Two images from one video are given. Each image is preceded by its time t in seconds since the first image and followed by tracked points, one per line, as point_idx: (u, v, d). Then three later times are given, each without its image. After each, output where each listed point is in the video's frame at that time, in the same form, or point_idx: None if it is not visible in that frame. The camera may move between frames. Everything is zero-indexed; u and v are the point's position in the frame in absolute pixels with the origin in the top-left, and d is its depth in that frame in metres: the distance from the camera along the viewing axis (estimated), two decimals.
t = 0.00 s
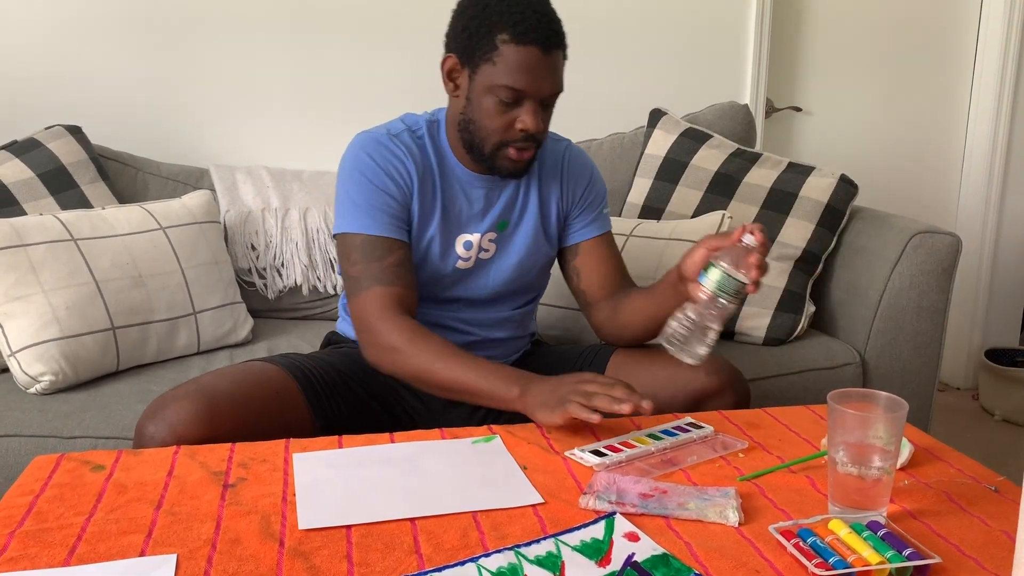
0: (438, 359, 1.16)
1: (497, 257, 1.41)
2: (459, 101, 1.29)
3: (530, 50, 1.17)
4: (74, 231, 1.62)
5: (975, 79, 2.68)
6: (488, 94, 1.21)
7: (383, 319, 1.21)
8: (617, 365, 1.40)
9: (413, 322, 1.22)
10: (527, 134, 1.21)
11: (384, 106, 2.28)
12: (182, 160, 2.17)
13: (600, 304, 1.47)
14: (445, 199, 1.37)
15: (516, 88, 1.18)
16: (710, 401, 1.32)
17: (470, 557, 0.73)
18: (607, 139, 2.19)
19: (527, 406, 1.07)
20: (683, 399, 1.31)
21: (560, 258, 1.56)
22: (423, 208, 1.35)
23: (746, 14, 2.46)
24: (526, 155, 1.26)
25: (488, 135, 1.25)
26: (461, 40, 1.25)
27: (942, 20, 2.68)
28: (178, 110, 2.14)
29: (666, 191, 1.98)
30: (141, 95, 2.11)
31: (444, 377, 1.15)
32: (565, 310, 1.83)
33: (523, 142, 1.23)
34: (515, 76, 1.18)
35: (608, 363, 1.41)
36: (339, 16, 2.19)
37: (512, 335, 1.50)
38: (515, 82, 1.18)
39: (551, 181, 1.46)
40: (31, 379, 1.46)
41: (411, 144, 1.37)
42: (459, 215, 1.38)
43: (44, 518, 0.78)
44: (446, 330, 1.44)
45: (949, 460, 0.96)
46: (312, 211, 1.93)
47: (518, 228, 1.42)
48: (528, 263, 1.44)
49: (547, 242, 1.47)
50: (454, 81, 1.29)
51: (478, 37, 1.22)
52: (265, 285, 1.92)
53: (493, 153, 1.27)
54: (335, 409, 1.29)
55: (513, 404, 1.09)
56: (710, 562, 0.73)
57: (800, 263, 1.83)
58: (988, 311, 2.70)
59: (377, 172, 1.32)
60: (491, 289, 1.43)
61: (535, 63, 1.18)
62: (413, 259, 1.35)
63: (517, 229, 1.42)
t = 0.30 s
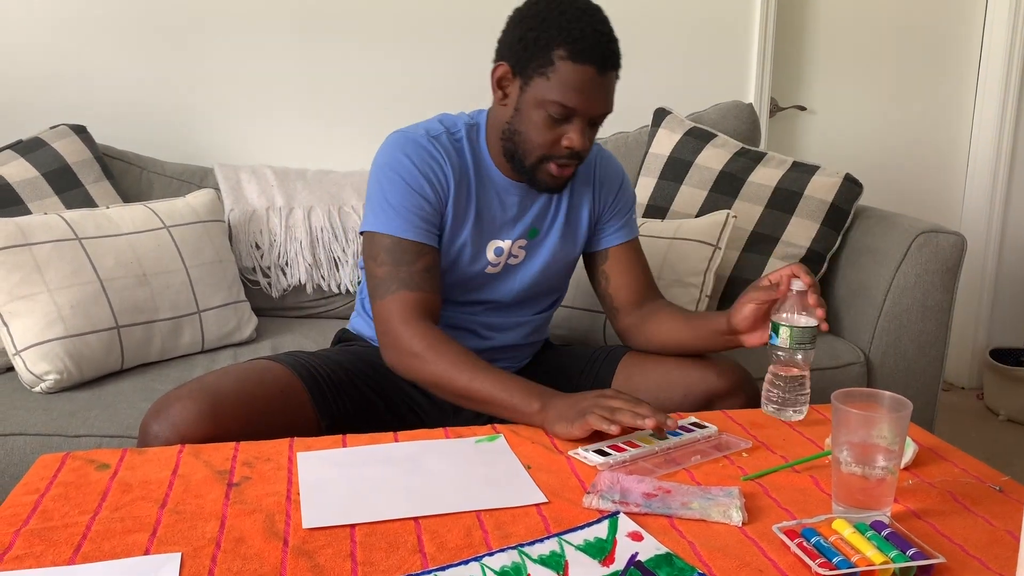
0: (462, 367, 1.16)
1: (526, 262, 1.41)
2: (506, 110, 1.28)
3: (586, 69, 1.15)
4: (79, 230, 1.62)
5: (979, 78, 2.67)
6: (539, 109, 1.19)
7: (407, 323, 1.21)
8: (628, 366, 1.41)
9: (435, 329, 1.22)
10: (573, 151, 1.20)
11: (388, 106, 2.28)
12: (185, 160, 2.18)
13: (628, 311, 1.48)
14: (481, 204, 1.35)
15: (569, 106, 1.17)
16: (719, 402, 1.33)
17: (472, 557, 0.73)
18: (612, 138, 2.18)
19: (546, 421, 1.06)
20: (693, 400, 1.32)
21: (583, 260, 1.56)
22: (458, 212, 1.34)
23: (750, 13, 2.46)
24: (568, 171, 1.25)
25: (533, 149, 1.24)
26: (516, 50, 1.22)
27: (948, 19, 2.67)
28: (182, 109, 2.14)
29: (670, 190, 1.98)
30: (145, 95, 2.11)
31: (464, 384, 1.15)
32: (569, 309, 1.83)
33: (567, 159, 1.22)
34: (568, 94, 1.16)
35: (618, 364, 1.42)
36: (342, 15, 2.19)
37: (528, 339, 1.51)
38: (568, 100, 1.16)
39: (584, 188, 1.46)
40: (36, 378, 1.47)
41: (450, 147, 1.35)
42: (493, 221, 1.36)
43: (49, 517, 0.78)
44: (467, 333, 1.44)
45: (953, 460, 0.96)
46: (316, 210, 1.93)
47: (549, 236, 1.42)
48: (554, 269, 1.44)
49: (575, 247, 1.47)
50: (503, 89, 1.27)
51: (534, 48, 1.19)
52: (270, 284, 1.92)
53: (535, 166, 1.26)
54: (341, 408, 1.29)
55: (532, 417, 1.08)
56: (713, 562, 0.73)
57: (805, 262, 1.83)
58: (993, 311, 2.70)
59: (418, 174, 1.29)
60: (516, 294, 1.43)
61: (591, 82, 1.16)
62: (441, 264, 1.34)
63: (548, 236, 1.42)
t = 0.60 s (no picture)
0: (464, 366, 1.16)
1: (538, 263, 1.41)
2: (527, 115, 1.28)
3: (612, 81, 1.16)
4: (83, 229, 1.62)
5: (983, 77, 2.66)
6: (562, 118, 1.20)
7: (410, 321, 1.21)
8: (630, 365, 1.41)
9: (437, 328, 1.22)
10: (592, 161, 1.21)
11: (391, 105, 2.28)
12: (189, 158, 2.18)
13: (632, 310, 1.49)
14: (495, 205, 1.35)
15: (592, 117, 1.17)
16: (722, 402, 1.33)
17: (476, 555, 0.73)
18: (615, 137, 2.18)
19: (549, 421, 1.06)
20: (696, 399, 1.32)
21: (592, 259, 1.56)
22: (472, 213, 1.34)
23: (753, 12, 2.46)
24: (586, 180, 1.26)
25: (552, 156, 1.24)
26: (541, 55, 1.22)
27: (952, 18, 2.66)
28: (185, 107, 2.15)
29: (674, 189, 1.98)
30: (149, 93, 2.12)
31: (466, 383, 1.15)
32: (573, 308, 1.83)
33: (586, 168, 1.23)
34: (592, 105, 1.16)
35: (621, 363, 1.42)
36: (345, 14, 2.19)
37: (536, 340, 1.51)
38: (592, 111, 1.17)
39: (598, 189, 1.45)
40: (40, 376, 1.47)
41: (467, 147, 1.35)
42: (507, 223, 1.36)
43: (53, 515, 0.78)
44: (477, 333, 1.45)
45: (957, 459, 0.96)
46: (319, 208, 1.93)
47: (561, 237, 1.42)
48: (565, 270, 1.44)
49: (585, 247, 1.47)
50: (526, 93, 1.27)
51: (560, 56, 1.19)
52: (273, 282, 1.92)
53: (553, 174, 1.27)
54: (344, 406, 1.29)
55: (534, 417, 1.08)
56: (716, 561, 0.73)
57: (808, 261, 1.83)
58: (996, 310, 2.69)
59: (434, 174, 1.29)
60: (527, 295, 1.43)
61: (616, 94, 1.16)
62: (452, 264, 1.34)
63: (560, 237, 1.42)
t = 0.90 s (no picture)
0: (462, 365, 1.16)
1: (538, 261, 1.41)
2: (526, 114, 1.28)
3: (610, 80, 1.15)
4: (85, 227, 1.62)
5: (986, 76, 2.66)
6: (560, 117, 1.20)
7: (410, 320, 1.21)
8: (631, 364, 1.41)
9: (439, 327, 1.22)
10: (590, 161, 1.21)
11: (393, 103, 2.28)
12: (191, 157, 2.18)
13: (632, 308, 1.49)
14: (494, 203, 1.35)
15: (590, 116, 1.17)
16: (723, 400, 1.33)
17: (478, 553, 0.73)
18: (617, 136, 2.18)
19: (549, 419, 1.06)
20: (697, 398, 1.32)
21: (591, 258, 1.56)
22: (471, 213, 1.34)
23: (755, 10, 2.45)
24: (585, 179, 1.26)
25: (550, 155, 1.24)
26: (540, 55, 1.22)
27: (955, 17, 2.66)
28: (187, 106, 2.15)
29: (676, 188, 1.98)
30: (151, 91, 2.12)
31: (466, 381, 1.15)
32: (574, 307, 1.83)
33: (584, 167, 1.23)
34: (591, 104, 1.16)
35: (622, 361, 1.42)
36: (347, 13, 2.19)
37: (536, 338, 1.51)
38: (590, 110, 1.17)
39: (597, 187, 1.45)
40: (42, 374, 1.47)
41: (466, 146, 1.35)
42: (506, 222, 1.36)
43: (55, 512, 0.78)
44: (477, 332, 1.45)
45: (959, 459, 0.96)
46: (321, 207, 1.94)
47: (560, 236, 1.42)
48: (564, 269, 1.44)
49: (584, 245, 1.47)
50: (525, 92, 1.27)
51: (558, 55, 1.19)
52: (275, 280, 1.92)
53: (551, 173, 1.26)
54: (346, 405, 1.29)
55: (534, 416, 1.08)
56: (718, 559, 0.73)
57: (810, 260, 1.83)
58: (998, 310, 2.69)
59: (434, 173, 1.29)
60: (526, 295, 1.43)
61: (614, 93, 1.16)
62: (451, 263, 1.34)
63: (559, 236, 1.42)
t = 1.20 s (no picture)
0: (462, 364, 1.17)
1: (538, 261, 1.42)
2: (525, 115, 1.28)
3: (610, 82, 1.15)
4: (85, 227, 1.63)
5: (986, 75, 2.65)
6: (559, 118, 1.20)
7: (409, 319, 1.21)
8: (630, 363, 1.41)
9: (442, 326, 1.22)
10: (589, 162, 1.21)
11: (393, 103, 2.28)
12: (191, 157, 2.19)
13: (631, 308, 1.49)
14: (494, 204, 1.35)
15: (589, 118, 1.17)
16: (723, 400, 1.33)
17: (477, 553, 0.73)
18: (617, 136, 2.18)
19: (549, 419, 1.06)
20: (696, 398, 1.32)
21: (590, 258, 1.56)
22: (471, 213, 1.34)
23: (756, 10, 2.45)
24: (584, 179, 1.26)
25: (549, 156, 1.24)
26: (539, 56, 1.22)
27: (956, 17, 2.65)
28: (188, 106, 2.15)
29: (675, 188, 1.98)
30: (151, 91, 2.12)
31: (466, 381, 1.15)
32: (574, 307, 1.83)
33: (583, 168, 1.23)
34: (590, 106, 1.16)
35: (622, 361, 1.42)
36: (347, 13, 2.19)
37: (535, 338, 1.51)
38: (589, 112, 1.17)
39: (596, 187, 1.45)
40: (42, 374, 1.47)
41: (466, 146, 1.35)
42: (506, 222, 1.36)
43: (54, 513, 0.78)
44: (477, 332, 1.45)
45: (958, 459, 0.96)
46: (321, 207, 1.94)
47: (560, 236, 1.42)
48: (564, 269, 1.44)
49: (583, 246, 1.47)
50: (524, 93, 1.27)
51: (557, 56, 1.19)
52: (275, 280, 1.92)
53: (550, 173, 1.27)
54: (346, 405, 1.29)
55: (534, 416, 1.08)
56: (717, 560, 0.73)
57: (809, 260, 1.83)
58: (999, 310, 2.69)
59: (433, 173, 1.29)
60: (525, 295, 1.43)
61: (613, 95, 1.16)
62: (451, 263, 1.34)
63: (559, 236, 1.42)
